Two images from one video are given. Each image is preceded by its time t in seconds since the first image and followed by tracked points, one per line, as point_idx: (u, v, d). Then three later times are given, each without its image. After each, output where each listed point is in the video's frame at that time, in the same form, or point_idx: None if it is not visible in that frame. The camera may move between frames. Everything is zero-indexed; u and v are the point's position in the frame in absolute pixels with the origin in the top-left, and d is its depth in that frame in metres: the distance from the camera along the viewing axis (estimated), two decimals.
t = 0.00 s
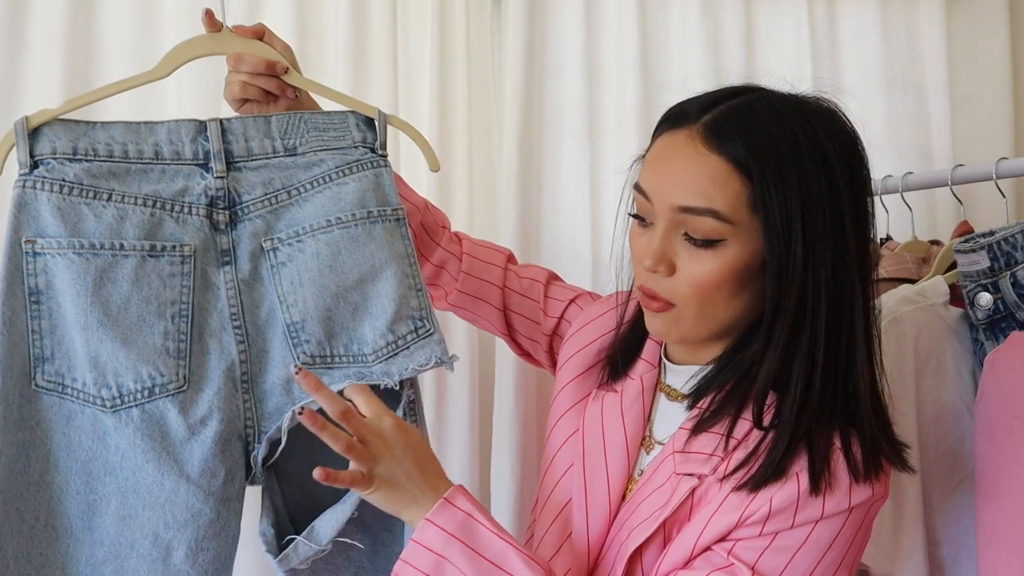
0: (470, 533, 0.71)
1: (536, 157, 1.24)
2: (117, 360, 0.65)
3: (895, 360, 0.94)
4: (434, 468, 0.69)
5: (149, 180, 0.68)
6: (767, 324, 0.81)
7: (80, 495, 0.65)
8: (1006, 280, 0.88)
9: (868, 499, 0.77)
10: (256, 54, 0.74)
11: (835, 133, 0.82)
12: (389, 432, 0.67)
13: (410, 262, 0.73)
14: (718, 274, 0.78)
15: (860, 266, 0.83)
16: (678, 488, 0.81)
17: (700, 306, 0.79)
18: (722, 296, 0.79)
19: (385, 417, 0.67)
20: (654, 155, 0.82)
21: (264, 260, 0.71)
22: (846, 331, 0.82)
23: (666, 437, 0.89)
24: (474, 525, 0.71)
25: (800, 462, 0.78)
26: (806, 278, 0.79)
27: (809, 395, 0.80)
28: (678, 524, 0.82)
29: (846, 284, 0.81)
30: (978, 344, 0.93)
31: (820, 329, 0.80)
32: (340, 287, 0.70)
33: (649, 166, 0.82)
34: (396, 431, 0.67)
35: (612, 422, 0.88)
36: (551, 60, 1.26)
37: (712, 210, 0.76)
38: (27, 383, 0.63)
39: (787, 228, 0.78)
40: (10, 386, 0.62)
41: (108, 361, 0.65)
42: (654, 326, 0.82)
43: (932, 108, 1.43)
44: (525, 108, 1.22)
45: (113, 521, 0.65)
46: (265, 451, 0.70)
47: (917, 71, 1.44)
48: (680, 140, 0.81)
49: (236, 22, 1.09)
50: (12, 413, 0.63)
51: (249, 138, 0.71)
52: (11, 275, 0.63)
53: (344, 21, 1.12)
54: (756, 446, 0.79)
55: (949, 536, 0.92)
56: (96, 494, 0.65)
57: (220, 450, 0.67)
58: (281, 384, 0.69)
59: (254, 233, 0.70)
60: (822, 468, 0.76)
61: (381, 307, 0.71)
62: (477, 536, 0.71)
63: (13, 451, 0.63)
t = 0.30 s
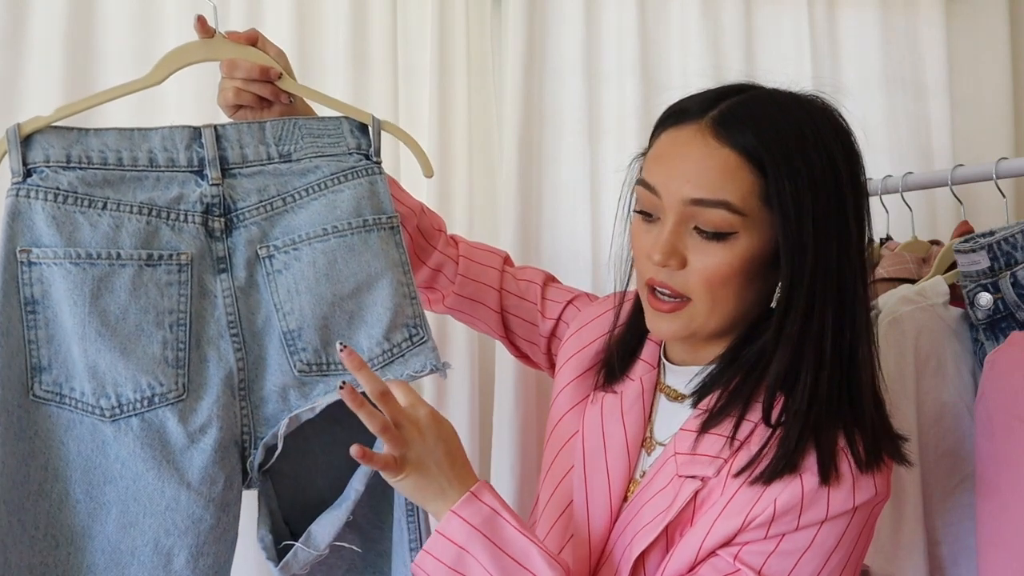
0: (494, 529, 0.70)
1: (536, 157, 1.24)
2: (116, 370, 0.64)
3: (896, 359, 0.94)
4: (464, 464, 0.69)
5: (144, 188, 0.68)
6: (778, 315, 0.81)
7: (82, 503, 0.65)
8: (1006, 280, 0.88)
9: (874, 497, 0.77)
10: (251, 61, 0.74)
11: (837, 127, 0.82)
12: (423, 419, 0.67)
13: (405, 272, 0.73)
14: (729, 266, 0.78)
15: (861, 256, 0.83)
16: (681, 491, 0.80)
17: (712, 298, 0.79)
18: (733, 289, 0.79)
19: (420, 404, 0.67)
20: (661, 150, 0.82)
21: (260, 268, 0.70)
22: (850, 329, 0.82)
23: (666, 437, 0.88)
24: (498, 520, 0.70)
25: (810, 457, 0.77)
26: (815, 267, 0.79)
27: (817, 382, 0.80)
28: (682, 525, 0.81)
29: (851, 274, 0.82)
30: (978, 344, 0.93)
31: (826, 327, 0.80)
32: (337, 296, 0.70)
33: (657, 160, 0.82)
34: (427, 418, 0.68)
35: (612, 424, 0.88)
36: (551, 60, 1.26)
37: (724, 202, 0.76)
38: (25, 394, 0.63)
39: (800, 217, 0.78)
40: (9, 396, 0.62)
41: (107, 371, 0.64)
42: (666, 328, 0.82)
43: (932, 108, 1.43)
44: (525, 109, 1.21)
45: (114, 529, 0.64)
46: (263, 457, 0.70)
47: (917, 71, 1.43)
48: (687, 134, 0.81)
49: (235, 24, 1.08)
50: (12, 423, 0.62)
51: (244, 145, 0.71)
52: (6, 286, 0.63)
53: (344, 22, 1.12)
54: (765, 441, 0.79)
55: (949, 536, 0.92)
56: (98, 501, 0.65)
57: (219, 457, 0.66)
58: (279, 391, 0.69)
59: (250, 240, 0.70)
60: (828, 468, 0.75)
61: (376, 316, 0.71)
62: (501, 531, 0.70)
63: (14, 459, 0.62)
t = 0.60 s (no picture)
0: (450, 536, 0.69)
1: (536, 157, 1.24)
2: (114, 371, 0.64)
3: (896, 358, 0.94)
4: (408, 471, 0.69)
5: (145, 189, 0.68)
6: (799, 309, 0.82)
7: (78, 504, 0.64)
8: (1006, 280, 0.88)
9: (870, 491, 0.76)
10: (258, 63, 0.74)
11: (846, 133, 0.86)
12: (355, 437, 0.66)
13: (404, 275, 0.73)
14: (759, 253, 0.80)
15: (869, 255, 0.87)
16: (678, 486, 0.80)
17: (736, 289, 0.80)
18: (761, 276, 0.81)
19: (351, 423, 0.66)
20: (682, 140, 0.83)
21: (260, 270, 0.70)
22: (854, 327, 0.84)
23: (667, 437, 0.88)
24: (454, 528, 0.70)
25: (831, 445, 0.77)
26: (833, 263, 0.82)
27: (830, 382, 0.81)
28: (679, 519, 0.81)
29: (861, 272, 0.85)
30: (978, 344, 0.93)
31: (834, 326, 0.82)
32: (336, 299, 0.70)
33: (677, 150, 0.83)
34: (360, 438, 0.66)
35: (612, 424, 0.88)
36: (551, 60, 1.26)
37: (755, 190, 0.79)
38: (23, 394, 0.63)
39: (827, 212, 0.81)
40: (6, 396, 0.62)
41: (105, 373, 0.64)
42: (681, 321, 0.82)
43: (933, 108, 1.43)
44: (525, 109, 1.21)
45: (109, 531, 0.64)
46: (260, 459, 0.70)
47: (917, 71, 1.43)
48: (709, 125, 0.82)
49: (236, 24, 1.08)
50: (10, 423, 0.62)
51: (245, 148, 0.71)
52: (6, 285, 0.63)
53: (344, 22, 1.12)
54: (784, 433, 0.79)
55: (950, 537, 0.92)
56: (93, 503, 0.65)
57: (216, 460, 0.66)
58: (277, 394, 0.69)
59: (250, 243, 0.70)
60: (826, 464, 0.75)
61: (375, 320, 0.71)
62: (458, 539, 0.69)
63: (10, 461, 0.62)
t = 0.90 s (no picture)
0: (496, 512, 0.70)
1: (536, 157, 1.24)
2: (107, 367, 0.64)
3: (896, 358, 0.94)
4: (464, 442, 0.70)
5: (141, 186, 0.68)
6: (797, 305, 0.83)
7: (69, 499, 0.65)
8: (1006, 280, 0.88)
9: (872, 490, 0.76)
10: (254, 59, 0.74)
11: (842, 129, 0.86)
12: (428, 399, 0.67)
13: (402, 275, 0.73)
14: (757, 251, 0.80)
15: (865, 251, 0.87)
16: (681, 487, 0.80)
17: (735, 285, 0.80)
18: (759, 274, 0.81)
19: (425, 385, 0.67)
20: (681, 138, 0.83)
21: (256, 268, 0.70)
22: (852, 324, 0.84)
23: (666, 436, 0.88)
24: (500, 502, 0.70)
25: (832, 440, 0.78)
26: (830, 258, 0.82)
27: (828, 379, 0.81)
28: (681, 520, 0.81)
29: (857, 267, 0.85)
30: (978, 344, 0.93)
31: (830, 323, 0.82)
32: (332, 298, 0.70)
33: (677, 147, 0.83)
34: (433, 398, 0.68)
35: (610, 423, 0.88)
36: (551, 59, 1.26)
37: (754, 187, 0.79)
38: (16, 388, 0.63)
39: (824, 207, 0.81)
40: None
41: (99, 368, 0.64)
42: (682, 319, 0.82)
43: (933, 107, 1.43)
44: (525, 108, 1.21)
45: (101, 526, 0.65)
46: (253, 458, 0.70)
47: (917, 71, 1.44)
48: (709, 122, 0.82)
49: (236, 23, 1.09)
50: (3, 417, 0.62)
51: (242, 145, 0.71)
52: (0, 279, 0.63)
53: (344, 21, 1.12)
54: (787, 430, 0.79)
55: (950, 536, 0.92)
56: (85, 498, 0.65)
57: (208, 457, 0.66)
58: (270, 392, 0.69)
59: (246, 240, 0.70)
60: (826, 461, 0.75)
61: (371, 318, 0.71)
62: (502, 513, 0.70)
63: (3, 454, 0.62)
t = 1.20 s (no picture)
0: (470, 532, 0.71)
1: (535, 157, 1.24)
2: (113, 368, 0.65)
3: (895, 357, 0.94)
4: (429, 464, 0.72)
5: (145, 186, 0.68)
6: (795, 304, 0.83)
7: (74, 500, 0.65)
8: (1006, 280, 0.88)
9: (876, 488, 0.76)
10: (259, 61, 0.73)
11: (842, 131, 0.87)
12: (384, 430, 0.69)
13: (403, 277, 0.73)
14: (758, 251, 0.80)
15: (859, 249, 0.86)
16: (683, 486, 0.80)
17: (737, 286, 0.80)
18: (760, 275, 0.81)
19: (380, 415, 0.69)
20: (681, 139, 0.84)
21: (260, 269, 0.70)
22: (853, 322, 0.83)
23: (668, 436, 0.88)
24: (473, 522, 0.71)
25: (836, 440, 0.77)
26: (829, 257, 0.82)
27: (830, 383, 0.81)
28: (684, 519, 0.81)
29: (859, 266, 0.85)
30: (978, 345, 0.93)
31: (831, 323, 0.82)
32: (335, 299, 0.70)
33: (677, 149, 0.83)
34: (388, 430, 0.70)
35: (613, 423, 0.88)
36: (551, 59, 1.26)
37: (756, 188, 0.79)
38: (22, 389, 0.63)
39: (824, 206, 0.81)
40: (3, 390, 0.62)
41: (104, 370, 0.64)
42: (685, 320, 0.82)
43: (933, 107, 1.43)
44: (525, 108, 1.21)
45: (106, 527, 0.65)
46: (258, 459, 0.69)
47: (917, 71, 1.44)
48: (709, 123, 0.82)
49: (236, 22, 1.09)
50: (8, 417, 0.62)
51: (247, 146, 0.71)
52: (5, 280, 0.63)
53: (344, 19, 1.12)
54: (790, 429, 0.79)
55: (949, 536, 0.92)
56: (89, 499, 0.65)
57: (213, 458, 0.66)
58: (273, 393, 0.69)
59: (250, 241, 0.70)
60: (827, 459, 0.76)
61: (373, 320, 0.71)
62: (477, 532, 0.71)
63: (8, 456, 0.62)
